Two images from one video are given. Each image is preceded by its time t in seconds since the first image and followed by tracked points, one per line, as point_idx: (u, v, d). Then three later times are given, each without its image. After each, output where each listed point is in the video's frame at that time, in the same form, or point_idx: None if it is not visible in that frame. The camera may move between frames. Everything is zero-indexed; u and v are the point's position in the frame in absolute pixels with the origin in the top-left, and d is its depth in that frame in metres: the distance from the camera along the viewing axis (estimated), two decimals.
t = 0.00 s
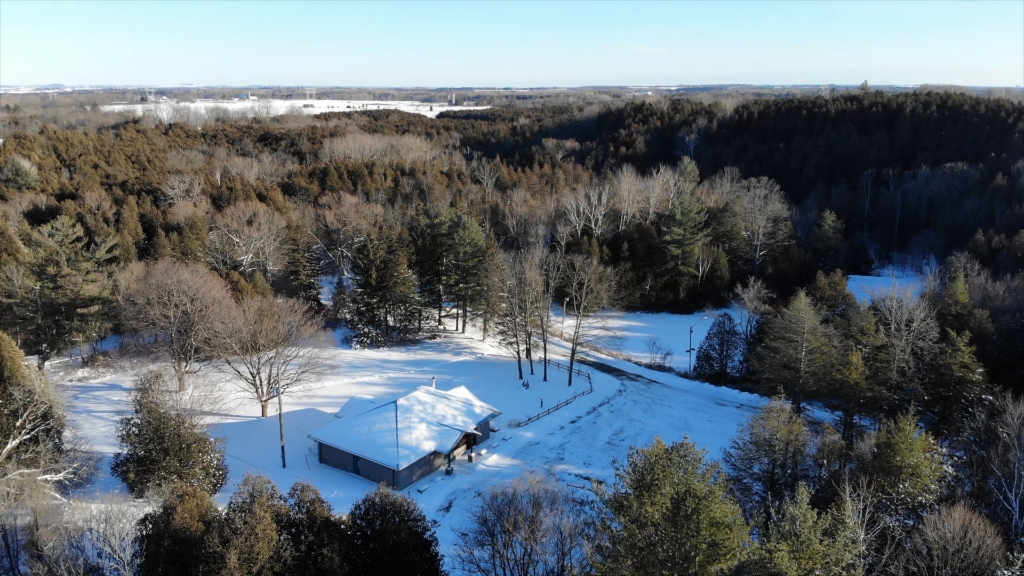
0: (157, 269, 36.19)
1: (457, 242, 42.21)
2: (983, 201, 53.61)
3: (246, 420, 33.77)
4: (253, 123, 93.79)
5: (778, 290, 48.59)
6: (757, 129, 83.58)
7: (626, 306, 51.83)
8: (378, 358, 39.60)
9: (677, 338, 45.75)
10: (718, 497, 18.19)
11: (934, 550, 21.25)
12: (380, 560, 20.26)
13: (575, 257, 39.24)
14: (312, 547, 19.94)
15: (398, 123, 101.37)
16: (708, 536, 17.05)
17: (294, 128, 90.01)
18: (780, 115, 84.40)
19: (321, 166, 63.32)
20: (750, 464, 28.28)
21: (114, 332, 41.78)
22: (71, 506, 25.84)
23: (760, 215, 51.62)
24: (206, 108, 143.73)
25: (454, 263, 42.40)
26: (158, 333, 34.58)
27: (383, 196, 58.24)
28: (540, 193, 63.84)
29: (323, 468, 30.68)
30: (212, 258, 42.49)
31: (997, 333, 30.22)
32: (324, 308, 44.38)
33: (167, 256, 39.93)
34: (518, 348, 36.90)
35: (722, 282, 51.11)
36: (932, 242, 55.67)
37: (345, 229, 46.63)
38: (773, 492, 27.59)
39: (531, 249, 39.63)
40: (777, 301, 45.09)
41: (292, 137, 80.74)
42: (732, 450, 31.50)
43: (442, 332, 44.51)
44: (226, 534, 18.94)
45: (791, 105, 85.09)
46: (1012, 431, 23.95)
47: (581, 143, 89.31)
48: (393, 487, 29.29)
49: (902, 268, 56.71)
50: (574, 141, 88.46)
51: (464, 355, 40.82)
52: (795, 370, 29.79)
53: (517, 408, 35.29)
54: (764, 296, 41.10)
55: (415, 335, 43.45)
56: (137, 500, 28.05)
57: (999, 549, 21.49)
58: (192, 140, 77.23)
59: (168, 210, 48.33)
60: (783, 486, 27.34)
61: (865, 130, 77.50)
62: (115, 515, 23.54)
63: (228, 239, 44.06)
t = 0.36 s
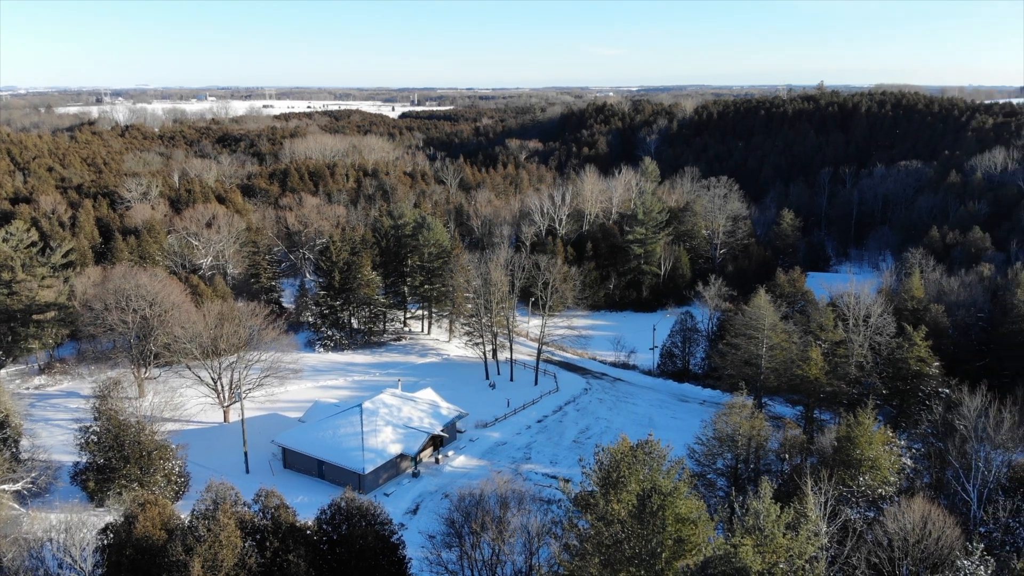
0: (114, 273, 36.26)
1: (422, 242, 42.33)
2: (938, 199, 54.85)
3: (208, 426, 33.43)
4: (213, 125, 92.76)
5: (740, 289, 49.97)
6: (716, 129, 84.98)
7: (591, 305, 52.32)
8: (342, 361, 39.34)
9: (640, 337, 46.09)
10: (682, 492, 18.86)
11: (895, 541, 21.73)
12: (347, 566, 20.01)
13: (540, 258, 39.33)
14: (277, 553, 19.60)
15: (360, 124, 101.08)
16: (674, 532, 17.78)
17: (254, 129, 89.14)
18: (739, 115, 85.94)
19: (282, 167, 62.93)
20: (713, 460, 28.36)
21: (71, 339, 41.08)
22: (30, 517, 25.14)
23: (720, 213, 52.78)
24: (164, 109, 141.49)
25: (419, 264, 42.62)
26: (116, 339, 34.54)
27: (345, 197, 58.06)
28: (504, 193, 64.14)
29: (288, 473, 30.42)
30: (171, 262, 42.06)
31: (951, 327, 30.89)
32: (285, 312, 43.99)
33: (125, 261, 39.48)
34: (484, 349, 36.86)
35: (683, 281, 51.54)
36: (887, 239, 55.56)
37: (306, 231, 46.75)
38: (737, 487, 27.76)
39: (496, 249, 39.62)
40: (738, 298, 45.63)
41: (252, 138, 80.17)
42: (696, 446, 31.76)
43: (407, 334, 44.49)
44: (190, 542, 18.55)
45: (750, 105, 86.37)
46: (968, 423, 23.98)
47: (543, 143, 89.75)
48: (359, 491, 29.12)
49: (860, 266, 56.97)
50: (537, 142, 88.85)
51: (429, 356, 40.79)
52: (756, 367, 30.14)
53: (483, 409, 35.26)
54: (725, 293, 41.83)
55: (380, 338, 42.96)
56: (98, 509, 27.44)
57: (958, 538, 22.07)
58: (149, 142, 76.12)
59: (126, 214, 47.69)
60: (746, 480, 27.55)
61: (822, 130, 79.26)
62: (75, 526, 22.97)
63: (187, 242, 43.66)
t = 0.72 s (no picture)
0: (69, 278, 35.80)
1: (384, 244, 42.06)
2: (892, 197, 55.88)
3: (169, 432, 32.95)
4: (171, 127, 91.26)
5: (699, 286, 51.04)
6: (674, 129, 86.30)
7: (554, 305, 52.11)
8: (305, 365, 39.09)
9: (604, 336, 46.38)
10: (647, 490, 19.39)
11: (855, 533, 22.28)
12: (312, 572, 19.62)
13: (504, 258, 39.31)
14: (241, 560, 19.15)
15: (321, 124, 100.35)
16: (639, 529, 18.08)
17: (214, 130, 88.08)
18: (697, 116, 87.45)
19: (241, 168, 62.25)
20: (676, 456, 28.36)
21: (25, 346, 40.17)
22: None
23: (679, 213, 53.24)
24: (117, 109, 138.54)
25: (381, 265, 42.41)
26: (72, 346, 34.15)
27: (306, 198, 57.75)
28: (467, 194, 64.24)
29: (251, 479, 30.10)
30: (128, 266, 41.35)
31: (905, 322, 31.55)
32: (245, 315, 43.55)
33: (80, 266, 38.78)
34: (449, 350, 36.84)
35: (644, 279, 52.37)
36: (844, 236, 56.46)
37: (265, 233, 46.65)
38: (699, 482, 27.88)
39: (460, 250, 39.61)
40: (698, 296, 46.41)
41: (210, 139, 79.31)
42: (659, 443, 32.02)
43: (370, 336, 44.29)
44: (151, 551, 18.05)
45: (709, 105, 88.28)
46: (924, 417, 24.53)
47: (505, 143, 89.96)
48: (323, 496, 28.90)
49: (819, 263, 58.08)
50: (499, 142, 89.01)
51: (394, 359, 40.69)
52: (717, 363, 30.54)
53: (449, 410, 35.24)
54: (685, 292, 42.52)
55: (342, 341, 42.51)
56: (56, 519, 26.76)
57: (916, 529, 22.84)
58: (105, 145, 74.64)
59: (81, 217, 46.80)
60: (708, 476, 27.74)
61: (779, 129, 81.14)
62: (32, 536, 22.32)
63: (144, 246, 43.04)
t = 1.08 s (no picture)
0: (26, 283, 34.94)
1: (349, 246, 41.62)
2: (851, 195, 56.85)
3: (131, 439, 32.25)
4: (130, 128, 89.28)
5: (663, 285, 51.25)
6: (638, 130, 87.32)
7: (522, 305, 52.46)
8: (269, 370, 38.46)
9: (571, 335, 46.59)
10: (613, 487, 19.89)
11: (818, 527, 22.83)
12: None
13: (471, 259, 39.18)
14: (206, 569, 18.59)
15: (284, 125, 99.10)
16: (608, 527, 18.71)
17: (174, 131, 86.50)
18: (659, 116, 88.61)
19: (202, 170, 61.19)
20: (643, 453, 28.48)
21: None
22: None
23: (643, 213, 54.69)
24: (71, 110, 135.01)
25: (346, 267, 41.93)
26: (31, 352, 33.37)
27: (268, 199, 57.17)
28: (433, 194, 64.03)
29: (215, 485, 29.57)
30: (87, 270, 40.38)
31: (866, 318, 32.11)
32: (207, 319, 42.97)
33: (37, 270, 37.73)
34: (416, 351, 36.59)
35: (610, 279, 52.88)
36: (803, 234, 58.63)
37: (227, 235, 46.12)
38: (666, 479, 28.07)
39: (427, 252, 39.44)
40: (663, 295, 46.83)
41: (169, 141, 77.93)
42: (626, 441, 32.13)
43: (336, 339, 43.79)
44: (114, 561, 17.42)
45: (671, 107, 89.47)
46: (883, 412, 25.00)
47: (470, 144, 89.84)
48: (289, 501, 28.49)
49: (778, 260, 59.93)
50: (464, 142, 88.83)
51: (360, 361, 40.33)
52: (682, 361, 30.83)
53: (416, 412, 35.00)
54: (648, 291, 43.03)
55: (307, 344, 42.48)
56: (15, 529, 25.76)
57: (878, 522, 23.41)
58: (61, 147, 72.73)
59: (37, 221, 45.56)
60: (675, 473, 27.92)
61: (739, 129, 82.67)
62: None
63: (104, 250, 42.16)
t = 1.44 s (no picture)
0: None
1: (309, 248, 41.00)
2: (808, 193, 57.70)
3: (89, 448, 31.41)
4: (85, 130, 86.91)
5: (625, 283, 51.41)
6: (599, 131, 88.10)
7: (486, 305, 52.19)
8: (229, 374, 38.00)
9: (536, 335, 46.71)
10: (579, 487, 19.28)
11: (781, 521, 23.24)
12: None
13: (435, 261, 39.19)
14: None
15: (243, 126, 97.60)
16: (573, 526, 18.19)
17: (130, 133, 84.57)
18: (620, 117, 89.52)
19: (159, 172, 60.02)
20: (607, 451, 28.65)
21: None
22: None
23: (604, 212, 55.37)
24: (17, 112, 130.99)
25: (308, 270, 41.42)
26: None
27: (227, 202, 56.55)
28: (396, 195, 63.69)
29: (177, 493, 28.98)
30: (40, 275, 39.25)
31: (823, 314, 32.69)
32: (166, 324, 42.23)
33: None
34: (380, 354, 36.38)
35: (574, 279, 53.28)
36: (761, 232, 58.95)
37: (185, 239, 45.22)
38: (630, 476, 28.30)
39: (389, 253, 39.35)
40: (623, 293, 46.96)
41: (125, 143, 76.31)
42: (591, 439, 32.25)
43: (298, 342, 43.26)
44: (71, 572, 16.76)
45: (630, 107, 90.53)
46: (843, 407, 24.75)
47: (432, 144, 89.50)
48: (252, 508, 28.03)
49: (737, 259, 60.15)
50: (426, 142, 88.38)
51: (323, 365, 39.94)
52: (644, 359, 30.43)
53: (380, 415, 34.72)
54: (611, 290, 43.41)
55: (268, 348, 41.85)
56: None
57: (839, 515, 24.01)
58: (13, 149, 70.45)
59: None
60: (639, 469, 28.09)
61: (698, 129, 83.91)
62: None
63: (58, 255, 41.09)
